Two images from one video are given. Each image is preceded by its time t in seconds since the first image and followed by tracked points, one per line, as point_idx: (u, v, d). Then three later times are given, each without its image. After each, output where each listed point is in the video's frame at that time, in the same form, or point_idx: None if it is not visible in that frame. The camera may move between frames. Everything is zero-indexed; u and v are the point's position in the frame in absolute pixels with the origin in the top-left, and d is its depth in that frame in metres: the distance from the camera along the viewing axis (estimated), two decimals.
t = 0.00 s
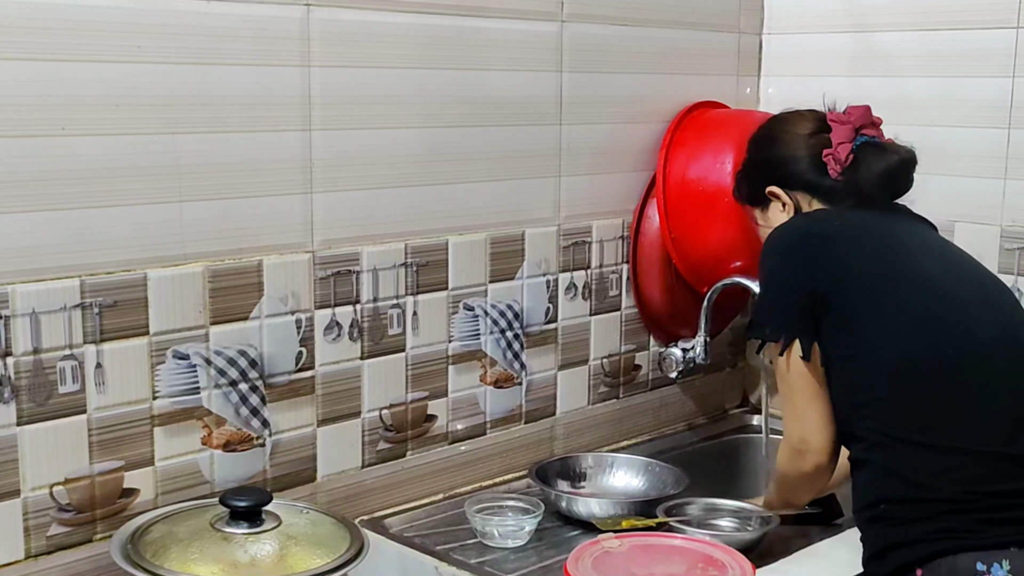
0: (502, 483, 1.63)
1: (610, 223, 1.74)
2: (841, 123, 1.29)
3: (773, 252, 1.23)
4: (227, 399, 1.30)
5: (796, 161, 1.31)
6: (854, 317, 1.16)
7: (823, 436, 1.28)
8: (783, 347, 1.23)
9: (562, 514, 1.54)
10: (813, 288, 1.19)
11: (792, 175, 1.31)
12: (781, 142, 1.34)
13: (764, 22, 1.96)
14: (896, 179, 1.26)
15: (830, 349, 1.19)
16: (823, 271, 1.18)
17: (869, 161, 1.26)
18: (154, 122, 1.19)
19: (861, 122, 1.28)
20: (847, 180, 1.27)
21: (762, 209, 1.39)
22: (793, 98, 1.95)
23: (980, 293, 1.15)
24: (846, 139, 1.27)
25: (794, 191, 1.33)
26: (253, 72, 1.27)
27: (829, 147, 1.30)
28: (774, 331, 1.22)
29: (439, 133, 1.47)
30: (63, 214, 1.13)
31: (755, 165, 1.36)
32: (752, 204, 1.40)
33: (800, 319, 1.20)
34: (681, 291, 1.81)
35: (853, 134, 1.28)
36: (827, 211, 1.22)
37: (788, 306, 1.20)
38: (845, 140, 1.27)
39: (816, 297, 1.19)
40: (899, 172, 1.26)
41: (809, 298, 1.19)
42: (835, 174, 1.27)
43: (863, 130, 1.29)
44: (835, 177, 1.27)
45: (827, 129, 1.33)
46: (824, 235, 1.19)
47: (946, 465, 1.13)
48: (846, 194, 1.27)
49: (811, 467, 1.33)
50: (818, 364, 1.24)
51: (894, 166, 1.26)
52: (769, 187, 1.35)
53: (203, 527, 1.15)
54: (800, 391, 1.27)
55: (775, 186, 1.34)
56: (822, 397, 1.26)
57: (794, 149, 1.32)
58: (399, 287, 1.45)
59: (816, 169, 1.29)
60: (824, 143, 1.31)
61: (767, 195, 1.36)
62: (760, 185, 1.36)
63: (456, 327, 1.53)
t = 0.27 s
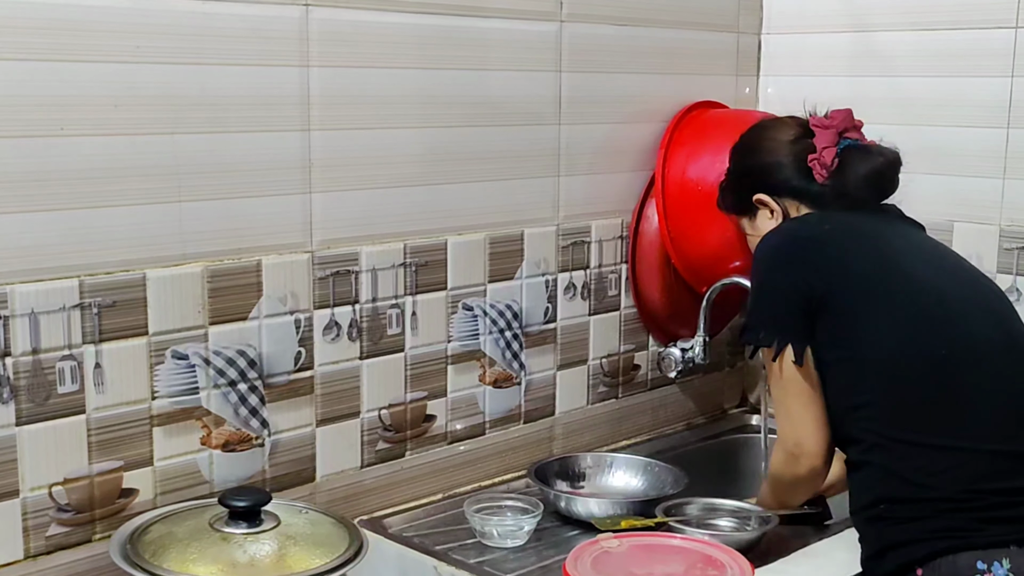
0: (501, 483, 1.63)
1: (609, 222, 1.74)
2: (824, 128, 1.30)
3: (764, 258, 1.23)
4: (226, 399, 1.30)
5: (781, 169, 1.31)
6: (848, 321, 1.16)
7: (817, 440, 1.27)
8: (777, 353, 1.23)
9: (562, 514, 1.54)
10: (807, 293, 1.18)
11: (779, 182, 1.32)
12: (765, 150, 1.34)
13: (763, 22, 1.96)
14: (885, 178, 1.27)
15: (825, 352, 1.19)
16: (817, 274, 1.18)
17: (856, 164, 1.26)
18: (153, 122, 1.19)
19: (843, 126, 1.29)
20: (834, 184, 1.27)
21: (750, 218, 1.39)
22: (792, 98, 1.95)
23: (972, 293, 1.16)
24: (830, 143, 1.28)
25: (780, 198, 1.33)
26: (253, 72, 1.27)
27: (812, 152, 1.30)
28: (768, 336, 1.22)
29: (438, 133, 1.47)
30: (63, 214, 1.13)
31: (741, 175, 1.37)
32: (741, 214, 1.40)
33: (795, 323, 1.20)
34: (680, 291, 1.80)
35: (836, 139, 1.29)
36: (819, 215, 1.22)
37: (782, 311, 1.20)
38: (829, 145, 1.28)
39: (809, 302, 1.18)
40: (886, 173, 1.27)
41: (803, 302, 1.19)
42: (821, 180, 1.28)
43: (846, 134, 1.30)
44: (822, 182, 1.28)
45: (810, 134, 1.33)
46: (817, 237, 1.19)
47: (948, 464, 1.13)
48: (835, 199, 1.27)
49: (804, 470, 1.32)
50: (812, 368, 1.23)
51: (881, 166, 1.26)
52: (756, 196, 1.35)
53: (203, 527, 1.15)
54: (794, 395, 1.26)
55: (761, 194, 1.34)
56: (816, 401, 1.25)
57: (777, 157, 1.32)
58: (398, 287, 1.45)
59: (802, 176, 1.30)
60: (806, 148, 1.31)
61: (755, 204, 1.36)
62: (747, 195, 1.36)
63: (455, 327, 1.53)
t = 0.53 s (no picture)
0: (503, 486, 1.63)
1: (611, 226, 1.75)
2: (840, 120, 1.27)
3: (776, 258, 1.22)
4: (229, 402, 1.30)
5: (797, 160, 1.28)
6: (859, 325, 1.16)
7: (818, 443, 1.29)
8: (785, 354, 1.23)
9: (564, 518, 1.54)
10: (819, 295, 1.18)
11: (795, 175, 1.28)
12: (779, 141, 1.30)
13: (765, 26, 1.97)
14: (900, 172, 1.26)
15: (835, 355, 1.19)
16: (829, 277, 1.17)
17: (872, 160, 1.25)
18: (156, 124, 1.19)
19: (859, 119, 1.27)
20: (851, 179, 1.25)
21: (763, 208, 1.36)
22: (794, 102, 1.95)
23: (985, 298, 1.15)
24: (847, 137, 1.25)
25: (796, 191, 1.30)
26: (255, 75, 1.27)
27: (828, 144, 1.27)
28: (778, 338, 1.22)
29: (441, 136, 1.47)
30: (66, 217, 1.13)
31: (754, 164, 1.33)
32: (752, 204, 1.36)
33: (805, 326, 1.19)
34: (683, 295, 1.80)
35: (852, 132, 1.26)
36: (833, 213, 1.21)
37: (795, 314, 1.20)
38: (847, 138, 1.25)
39: (821, 304, 1.18)
40: (902, 167, 1.26)
41: (815, 305, 1.18)
42: (838, 174, 1.25)
43: (861, 127, 1.27)
44: (838, 176, 1.25)
45: (826, 124, 1.30)
46: (830, 239, 1.18)
47: (949, 471, 1.13)
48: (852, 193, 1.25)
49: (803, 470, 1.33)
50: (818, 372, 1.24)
51: (896, 163, 1.25)
52: (769, 187, 1.32)
53: (205, 530, 1.15)
54: (796, 396, 1.27)
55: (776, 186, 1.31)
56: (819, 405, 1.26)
57: (794, 148, 1.28)
58: (400, 290, 1.45)
59: (818, 168, 1.27)
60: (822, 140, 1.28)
61: (768, 195, 1.33)
62: (761, 185, 1.33)
63: (457, 330, 1.53)
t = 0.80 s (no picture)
0: (510, 498, 1.63)
1: (618, 238, 1.75)
2: (898, 104, 1.22)
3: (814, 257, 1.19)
4: (237, 413, 1.30)
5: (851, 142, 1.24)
6: (897, 338, 1.13)
7: (835, 446, 1.29)
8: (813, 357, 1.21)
9: (571, 530, 1.54)
10: (859, 303, 1.15)
11: (844, 158, 1.25)
12: (833, 120, 1.26)
13: (773, 39, 1.97)
14: (954, 169, 1.22)
15: (865, 362, 1.17)
16: (868, 286, 1.14)
17: (927, 151, 1.21)
18: (167, 138, 1.20)
19: (920, 105, 1.22)
20: (903, 168, 1.21)
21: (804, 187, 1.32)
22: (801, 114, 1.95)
23: None
24: (905, 124, 1.21)
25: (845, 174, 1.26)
26: (265, 89, 1.27)
27: (884, 128, 1.23)
28: (811, 341, 1.19)
29: (449, 149, 1.47)
30: (77, 230, 1.14)
31: (805, 139, 1.29)
32: (797, 178, 1.33)
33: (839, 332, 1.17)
34: (689, 307, 1.81)
35: (911, 119, 1.21)
36: (878, 216, 1.17)
37: (832, 319, 1.17)
38: (904, 125, 1.21)
39: (859, 312, 1.15)
40: (958, 163, 1.22)
41: (853, 312, 1.15)
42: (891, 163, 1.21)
43: (921, 113, 1.23)
44: (891, 165, 1.21)
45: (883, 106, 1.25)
46: (872, 245, 1.15)
47: (963, 495, 1.13)
48: (902, 185, 1.22)
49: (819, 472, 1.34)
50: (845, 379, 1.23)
51: (952, 155, 1.21)
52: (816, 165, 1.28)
53: (214, 542, 1.15)
54: (818, 398, 1.27)
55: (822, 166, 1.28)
56: (841, 410, 1.26)
57: (847, 130, 1.24)
58: (408, 302, 1.45)
59: (873, 152, 1.23)
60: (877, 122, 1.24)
61: (815, 173, 1.29)
62: (806, 163, 1.29)
63: (464, 342, 1.54)
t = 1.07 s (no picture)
0: (513, 502, 1.63)
1: (622, 243, 1.75)
2: (909, 108, 1.19)
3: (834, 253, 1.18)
4: (241, 417, 1.30)
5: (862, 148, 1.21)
6: (913, 338, 1.13)
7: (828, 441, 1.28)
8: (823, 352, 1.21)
9: (574, 534, 1.54)
10: (875, 300, 1.14)
11: (854, 165, 1.22)
12: (842, 126, 1.23)
13: (777, 44, 1.97)
14: (967, 171, 1.20)
15: (879, 362, 1.17)
16: (888, 285, 1.13)
17: (939, 155, 1.18)
18: (172, 141, 1.20)
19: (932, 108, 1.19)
20: (913, 174, 1.19)
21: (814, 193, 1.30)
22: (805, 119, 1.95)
23: None
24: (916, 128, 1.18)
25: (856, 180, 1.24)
26: (270, 93, 1.28)
27: (894, 133, 1.20)
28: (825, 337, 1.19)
29: (454, 153, 1.48)
30: (82, 233, 1.14)
31: (815, 147, 1.26)
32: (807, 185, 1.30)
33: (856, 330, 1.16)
34: (692, 311, 1.81)
35: (923, 123, 1.19)
36: (901, 216, 1.16)
37: (847, 316, 1.16)
38: (916, 130, 1.18)
39: (875, 310, 1.15)
40: (971, 165, 1.20)
41: (870, 310, 1.15)
42: (903, 167, 1.19)
43: (933, 117, 1.20)
44: (904, 169, 1.19)
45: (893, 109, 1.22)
46: (894, 244, 1.14)
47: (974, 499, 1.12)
48: (915, 189, 1.20)
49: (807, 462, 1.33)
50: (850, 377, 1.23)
51: (964, 159, 1.19)
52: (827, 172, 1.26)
53: (217, 545, 1.15)
54: (817, 387, 1.26)
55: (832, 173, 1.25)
56: (841, 404, 1.25)
57: (857, 136, 1.22)
58: (412, 307, 1.45)
59: (883, 158, 1.20)
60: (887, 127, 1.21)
61: (826, 180, 1.26)
62: (815, 171, 1.27)
63: (468, 346, 1.54)
